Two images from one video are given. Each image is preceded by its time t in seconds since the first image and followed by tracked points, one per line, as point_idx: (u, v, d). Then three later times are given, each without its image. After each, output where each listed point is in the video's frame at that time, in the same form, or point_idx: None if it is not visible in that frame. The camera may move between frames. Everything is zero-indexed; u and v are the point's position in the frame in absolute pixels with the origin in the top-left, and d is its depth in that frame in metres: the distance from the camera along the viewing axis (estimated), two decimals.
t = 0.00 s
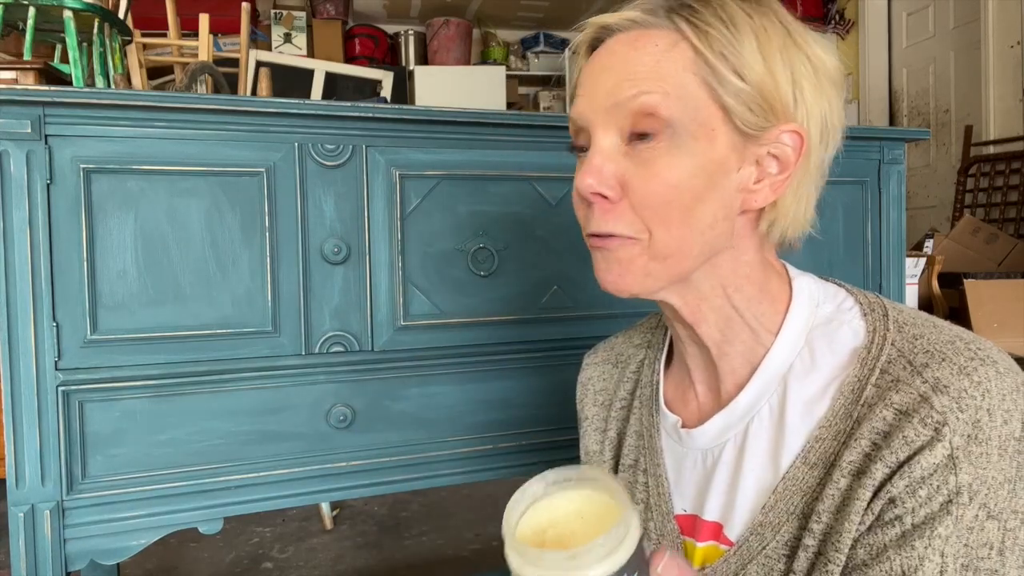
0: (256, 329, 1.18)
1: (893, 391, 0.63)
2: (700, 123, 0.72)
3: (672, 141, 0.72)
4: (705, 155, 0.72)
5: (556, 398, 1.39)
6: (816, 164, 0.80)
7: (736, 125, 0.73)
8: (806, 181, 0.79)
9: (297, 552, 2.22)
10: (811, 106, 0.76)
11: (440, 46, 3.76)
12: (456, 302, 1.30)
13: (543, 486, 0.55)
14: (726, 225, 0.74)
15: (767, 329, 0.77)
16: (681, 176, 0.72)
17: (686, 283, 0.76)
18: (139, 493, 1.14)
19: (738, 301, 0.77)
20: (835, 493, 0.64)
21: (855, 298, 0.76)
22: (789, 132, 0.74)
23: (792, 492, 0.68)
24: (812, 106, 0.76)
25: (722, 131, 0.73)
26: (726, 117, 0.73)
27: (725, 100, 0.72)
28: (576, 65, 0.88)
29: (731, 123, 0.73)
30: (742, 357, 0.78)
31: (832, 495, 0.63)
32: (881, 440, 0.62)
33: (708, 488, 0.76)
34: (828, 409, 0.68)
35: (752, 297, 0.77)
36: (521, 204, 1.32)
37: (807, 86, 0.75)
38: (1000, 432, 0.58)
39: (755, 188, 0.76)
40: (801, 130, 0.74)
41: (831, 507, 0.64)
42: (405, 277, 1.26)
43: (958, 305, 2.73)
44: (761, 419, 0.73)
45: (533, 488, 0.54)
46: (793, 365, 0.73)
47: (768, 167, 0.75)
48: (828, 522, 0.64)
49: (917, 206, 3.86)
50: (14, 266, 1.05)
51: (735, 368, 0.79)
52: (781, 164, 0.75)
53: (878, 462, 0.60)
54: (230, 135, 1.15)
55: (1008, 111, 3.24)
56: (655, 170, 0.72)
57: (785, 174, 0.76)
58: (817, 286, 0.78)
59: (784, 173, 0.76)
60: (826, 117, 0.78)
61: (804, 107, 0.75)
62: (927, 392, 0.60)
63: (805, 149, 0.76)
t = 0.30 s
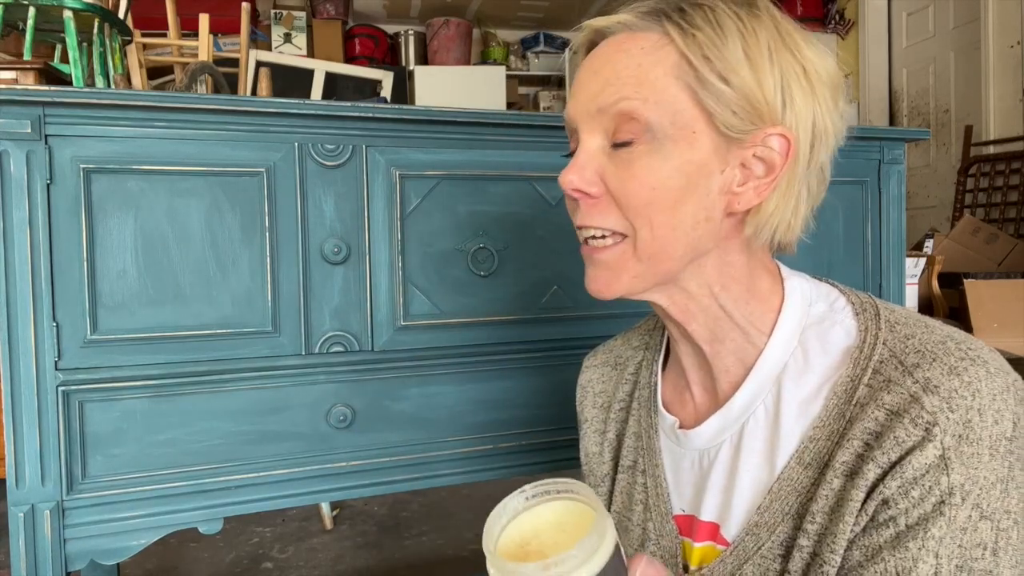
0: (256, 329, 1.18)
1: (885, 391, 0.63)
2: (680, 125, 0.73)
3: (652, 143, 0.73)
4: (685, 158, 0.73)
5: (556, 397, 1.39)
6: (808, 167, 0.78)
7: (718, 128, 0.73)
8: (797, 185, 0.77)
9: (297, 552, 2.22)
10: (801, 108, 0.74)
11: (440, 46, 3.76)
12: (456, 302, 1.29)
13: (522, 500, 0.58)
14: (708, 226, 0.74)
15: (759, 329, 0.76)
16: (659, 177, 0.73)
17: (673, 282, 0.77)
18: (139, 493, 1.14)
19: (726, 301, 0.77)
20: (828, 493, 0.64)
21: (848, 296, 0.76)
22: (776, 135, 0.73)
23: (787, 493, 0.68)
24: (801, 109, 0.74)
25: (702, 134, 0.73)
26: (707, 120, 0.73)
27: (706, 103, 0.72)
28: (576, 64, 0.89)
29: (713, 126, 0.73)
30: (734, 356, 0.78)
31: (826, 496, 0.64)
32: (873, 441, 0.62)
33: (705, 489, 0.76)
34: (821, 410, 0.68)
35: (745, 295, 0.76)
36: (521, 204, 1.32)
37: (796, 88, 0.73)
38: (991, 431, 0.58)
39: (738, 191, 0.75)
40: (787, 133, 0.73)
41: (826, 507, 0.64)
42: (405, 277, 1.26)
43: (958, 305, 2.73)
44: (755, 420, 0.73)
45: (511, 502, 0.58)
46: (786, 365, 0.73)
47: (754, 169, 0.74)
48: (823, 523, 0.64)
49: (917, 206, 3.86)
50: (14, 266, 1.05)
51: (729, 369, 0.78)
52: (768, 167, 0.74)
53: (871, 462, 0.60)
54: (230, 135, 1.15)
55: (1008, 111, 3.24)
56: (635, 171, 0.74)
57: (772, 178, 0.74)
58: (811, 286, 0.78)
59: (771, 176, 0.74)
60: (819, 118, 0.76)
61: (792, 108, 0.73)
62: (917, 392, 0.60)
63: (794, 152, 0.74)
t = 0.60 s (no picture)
0: (256, 329, 1.18)
1: (891, 389, 0.63)
2: (701, 125, 0.72)
3: (674, 143, 0.72)
4: (710, 158, 0.73)
5: (555, 398, 1.39)
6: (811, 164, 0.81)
7: (737, 128, 0.73)
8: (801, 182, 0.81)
9: (297, 552, 2.22)
10: (806, 107, 0.77)
11: (440, 46, 3.76)
12: (456, 303, 1.30)
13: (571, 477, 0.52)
14: (727, 226, 0.75)
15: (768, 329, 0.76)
16: (686, 178, 0.72)
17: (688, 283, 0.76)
18: (139, 493, 1.14)
19: (733, 301, 0.77)
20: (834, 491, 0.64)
21: (852, 296, 0.76)
22: (788, 134, 0.75)
23: (792, 491, 0.68)
24: (807, 108, 0.77)
25: (723, 134, 0.73)
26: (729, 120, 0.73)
27: (727, 104, 0.72)
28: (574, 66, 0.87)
29: (731, 125, 0.73)
30: (740, 355, 0.78)
31: (832, 495, 0.64)
32: (879, 439, 0.62)
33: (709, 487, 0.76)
34: (826, 409, 0.68)
35: (748, 295, 0.77)
36: (521, 204, 1.32)
37: (802, 88, 0.76)
38: (997, 429, 0.58)
39: (753, 190, 0.76)
40: (798, 132, 0.75)
41: (832, 506, 0.64)
42: (405, 277, 1.26)
43: (958, 305, 2.73)
44: (761, 419, 0.73)
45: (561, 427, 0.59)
46: (791, 364, 0.73)
47: (769, 168, 0.76)
48: (829, 522, 0.64)
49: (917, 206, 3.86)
50: (14, 266, 1.05)
51: (733, 369, 0.79)
52: (779, 166, 0.76)
53: (877, 461, 0.60)
54: (230, 135, 1.15)
55: (1008, 111, 3.24)
56: (660, 172, 0.72)
57: (784, 176, 0.77)
58: (815, 286, 0.78)
59: (783, 175, 0.77)
60: (820, 117, 0.79)
61: (799, 108, 0.76)
62: (924, 391, 0.60)
63: (801, 151, 0.77)
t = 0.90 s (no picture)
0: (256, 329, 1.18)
1: (947, 414, 0.63)
2: (707, 114, 0.80)
3: (682, 127, 0.82)
4: (715, 143, 0.79)
5: (556, 398, 1.39)
6: (856, 164, 0.74)
7: (747, 113, 0.76)
8: (849, 179, 0.75)
9: (297, 552, 2.22)
10: (845, 97, 0.71)
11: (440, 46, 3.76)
12: (457, 303, 1.30)
13: None
14: (731, 211, 0.79)
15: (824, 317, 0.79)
16: (682, 162, 0.81)
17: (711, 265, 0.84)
18: (139, 493, 1.14)
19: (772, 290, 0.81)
20: (890, 512, 0.66)
21: (922, 304, 0.76)
22: (811, 125, 0.72)
23: (829, 495, 0.69)
24: (850, 98, 0.72)
25: (730, 123, 0.78)
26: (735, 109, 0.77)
27: (733, 93, 0.77)
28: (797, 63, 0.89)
29: (739, 114, 0.77)
30: (790, 346, 0.82)
31: (892, 517, 0.65)
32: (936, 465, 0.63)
33: (742, 467, 0.82)
34: (875, 414, 0.70)
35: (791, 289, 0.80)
36: (521, 204, 1.32)
37: (841, 77, 0.71)
38: None
39: (767, 179, 0.77)
40: (822, 122, 0.72)
41: (891, 528, 0.66)
42: (405, 278, 1.26)
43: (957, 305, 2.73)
44: (804, 408, 0.77)
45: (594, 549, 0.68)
46: (846, 364, 0.75)
47: (786, 156, 0.75)
48: (886, 543, 0.66)
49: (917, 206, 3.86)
50: (14, 266, 1.05)
51: (777, 356, 0.84)
52: (798, 157, 0.74)
53: (938, 493, 0.61)
54: (230, 135, 1.15)
55: (1007, 109, 3.27)
56: (671, 153, 0.83)
57: (800, 167, 0.74)
58: (884, 287, 0.79)
59: (799, 166, 0.74)
60: (878, 110, 0.73)
61: (833, 98, 0.72)
62: (983, 419, 0.61)
63: (836, 142, 0.72)
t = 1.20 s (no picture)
0: (256, 329, 1.19)
1: (921, 407, 0.64)
2: (687, 114, 0.79)
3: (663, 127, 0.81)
4: (694, 143, 0.78)
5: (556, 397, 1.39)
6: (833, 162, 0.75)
7: (726, 112, 0.76)
8: (826, 179, 0.75)
9: (297, 552, 2.22)
10: (823, 98, 0.72)
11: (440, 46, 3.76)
12: (457, 302, 1.30)
13: None
14: (712, 212, 0.79)
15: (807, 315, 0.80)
16: (663, 162, 0.81)
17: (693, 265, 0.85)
18: (139, 493, 1.14)
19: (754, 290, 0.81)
20: (867, 506, 0.67)
21: (901, 299, 0.76)
22: (789, 125, 0.72)
23: (811, 492, 0.70)
24: (828, 97, 0.72)
25: (710, 122, 0.78)
26: (714, 109, 0.77)
27: (712, 92, 0.77)
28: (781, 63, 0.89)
29: (719, 113, 0.77)
30: (774, 344, 0.83)
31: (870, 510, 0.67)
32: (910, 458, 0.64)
33: (728, 465, 0.83)
34: (855, 413, 0.70)
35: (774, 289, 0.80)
36: (520, 204, 1.32)
37: (819, 77, 0.72)
38: None
39: (746, 179, 0.77)
40: (800, 122, 0.72)
41: (869, 521, 0.67)
42: (405, 277, 1.26)
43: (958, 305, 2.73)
44: (785, 408, 0.77)
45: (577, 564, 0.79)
46: (825, 362, 0.75)
47: (765, 156, 0.75)
48: (864, 537, 0.67)
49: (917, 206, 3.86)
50: (14, 266, 1.05)
51: (760, 355, 0.84)
52: (777, 156, 0.74)
53: (911, 487, 0.62)
54: (230, 135, 1.15)
55: (1008, 108, 3.25)
56: (650, 154, 0.82)
57: (779, 167, 0.74)
58: (865, 284, 0.79)
59: (778, 166, 0.74)
60: (854, 110, 0.73)
61: (812, 98, 0.72)
62: (955, 412, 0.61)
63: (813, 141, 0.72)
